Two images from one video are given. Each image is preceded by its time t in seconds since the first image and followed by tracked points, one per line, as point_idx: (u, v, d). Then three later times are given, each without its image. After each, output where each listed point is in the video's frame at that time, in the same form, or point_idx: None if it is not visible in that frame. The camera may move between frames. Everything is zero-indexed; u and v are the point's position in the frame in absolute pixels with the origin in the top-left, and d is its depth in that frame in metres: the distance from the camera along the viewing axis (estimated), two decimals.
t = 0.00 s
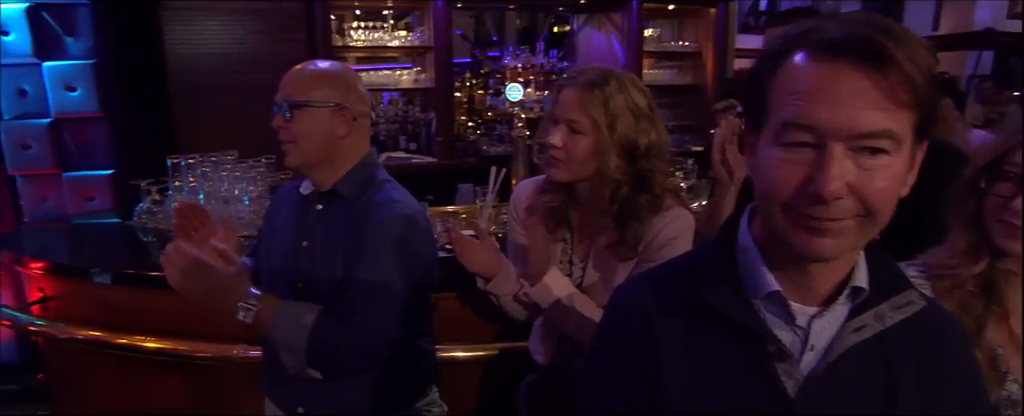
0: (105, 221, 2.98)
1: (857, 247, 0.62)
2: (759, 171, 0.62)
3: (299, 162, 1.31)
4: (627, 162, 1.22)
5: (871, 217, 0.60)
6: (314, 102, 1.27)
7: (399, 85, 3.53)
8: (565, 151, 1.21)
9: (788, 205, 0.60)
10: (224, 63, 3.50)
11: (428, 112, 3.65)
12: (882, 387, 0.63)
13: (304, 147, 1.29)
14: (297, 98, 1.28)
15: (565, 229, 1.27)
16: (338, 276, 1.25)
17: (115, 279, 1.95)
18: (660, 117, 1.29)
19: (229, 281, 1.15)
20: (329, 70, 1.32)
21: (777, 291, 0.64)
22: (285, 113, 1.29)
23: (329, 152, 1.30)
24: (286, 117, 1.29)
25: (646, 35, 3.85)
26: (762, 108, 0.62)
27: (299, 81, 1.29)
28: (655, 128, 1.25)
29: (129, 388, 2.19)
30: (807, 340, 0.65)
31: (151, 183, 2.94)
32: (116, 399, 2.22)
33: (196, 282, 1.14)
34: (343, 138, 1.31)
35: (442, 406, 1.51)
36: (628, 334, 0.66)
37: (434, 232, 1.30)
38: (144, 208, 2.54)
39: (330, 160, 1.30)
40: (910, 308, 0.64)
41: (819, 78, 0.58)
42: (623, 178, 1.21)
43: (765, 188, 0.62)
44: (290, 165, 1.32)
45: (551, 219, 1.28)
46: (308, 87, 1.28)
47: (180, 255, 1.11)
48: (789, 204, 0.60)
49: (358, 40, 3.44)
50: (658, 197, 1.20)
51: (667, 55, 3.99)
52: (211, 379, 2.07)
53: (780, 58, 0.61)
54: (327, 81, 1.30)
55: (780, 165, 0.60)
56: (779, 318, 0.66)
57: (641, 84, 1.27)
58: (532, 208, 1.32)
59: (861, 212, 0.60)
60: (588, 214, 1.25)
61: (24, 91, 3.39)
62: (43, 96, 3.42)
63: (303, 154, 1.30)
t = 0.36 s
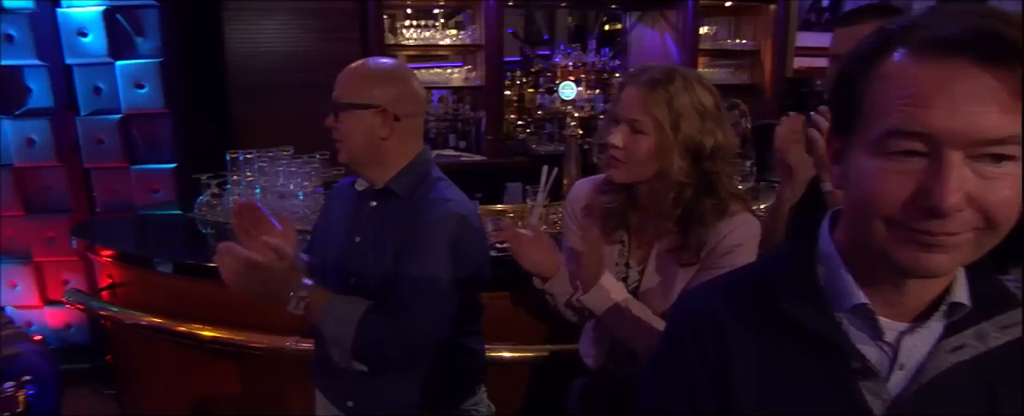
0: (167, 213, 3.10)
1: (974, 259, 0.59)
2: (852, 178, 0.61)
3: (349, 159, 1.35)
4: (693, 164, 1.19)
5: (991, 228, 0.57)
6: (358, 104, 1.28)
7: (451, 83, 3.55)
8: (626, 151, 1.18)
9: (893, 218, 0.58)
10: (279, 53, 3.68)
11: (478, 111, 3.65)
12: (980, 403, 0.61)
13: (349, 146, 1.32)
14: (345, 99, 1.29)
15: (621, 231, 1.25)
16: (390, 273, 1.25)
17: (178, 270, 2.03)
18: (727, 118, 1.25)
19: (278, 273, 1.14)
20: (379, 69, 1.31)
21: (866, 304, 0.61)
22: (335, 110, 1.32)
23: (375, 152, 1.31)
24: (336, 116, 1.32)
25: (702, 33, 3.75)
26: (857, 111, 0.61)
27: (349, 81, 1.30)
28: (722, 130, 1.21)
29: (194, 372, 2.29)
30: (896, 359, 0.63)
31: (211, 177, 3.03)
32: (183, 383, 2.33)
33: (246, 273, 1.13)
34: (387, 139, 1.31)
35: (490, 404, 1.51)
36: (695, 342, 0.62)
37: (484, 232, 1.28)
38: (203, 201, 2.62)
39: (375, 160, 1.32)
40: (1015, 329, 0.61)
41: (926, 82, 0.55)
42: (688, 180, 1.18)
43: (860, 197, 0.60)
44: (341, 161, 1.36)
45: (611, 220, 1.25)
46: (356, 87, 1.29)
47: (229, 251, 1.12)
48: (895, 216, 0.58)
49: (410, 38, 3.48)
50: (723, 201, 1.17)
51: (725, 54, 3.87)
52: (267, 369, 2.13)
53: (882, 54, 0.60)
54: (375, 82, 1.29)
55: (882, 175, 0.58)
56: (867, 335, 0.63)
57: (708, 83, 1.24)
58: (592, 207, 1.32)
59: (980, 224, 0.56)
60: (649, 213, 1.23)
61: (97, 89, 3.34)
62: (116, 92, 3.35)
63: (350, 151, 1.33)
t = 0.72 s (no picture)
0: (227, 206, 3.21)
1: None
2: (963, 186, 0.49)
3: (406, 157, 1.36)
4: (766, 169, 1.13)
5: None
6: (413, 103, 1.28)
7: (502, 82, 3.56)
8: (694, 152, 1.15)
9: (1018, 232, 0.45)
10: (335, 54, 3.77)
11: (530, 110, 3.65)
12: None
13: (405, 144, 1.33)
14: (404, 98, 1.30)
15: (684, 234, 1.24)
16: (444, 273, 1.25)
17: (237, 261, 2.10)
18: (803, 120, 1.19)
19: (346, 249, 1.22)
20: (438, 69, 1.30)
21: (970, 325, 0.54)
22: (394, 109, 1.33)
23: (431, 151, 1.32)
24: (394, 114, 1.32)
25: (763, 32, 3.63)
26: (971, 111, 0.51)
27: (408, 80, 1.30)
28: (796, 133, 1.16)
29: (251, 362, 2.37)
30: (1006, 386, 0.57)
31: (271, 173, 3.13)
32: (241, 371, 2.42)
33: (318, 252, 1.21)
34: (441, 139, 1.31)
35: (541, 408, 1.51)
36: (771, 350, 0.61)
37: (541, 238, 1.25)
38: (262, 195, 2.70)
39: (432, 158, 1.33)
40: None
41: None
42: (759, 185, 1.13)
43: (970, 208, 0.48)
44: (399, 158, 1.38)
45: (673, 222, 1.24)
46: (414, 87, 1.29)
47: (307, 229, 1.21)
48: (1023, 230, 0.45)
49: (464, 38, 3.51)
50: (795, 207, 1.13)
51: (787, 53, 3.74)
52: (318, 363, 2.18)
53: (1005, 47, 0.49)
54: (433, 82, 1.28)
55: (1006, 184, 0.46)
56: (971, 358, 0.56)
57: (783, 83, 1.18)
58: (654, 207, 1.30)
59: None
60: (714, 216, 1.20)
61: (167, 87, 3.56)
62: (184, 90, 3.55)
63: (407, 149, 1.34)
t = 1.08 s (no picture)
0: (276, 199, 3.28)
1: None
2: None
3: (455, 154, 1.37)
4: (820, 161, 1.10)
5: None
6: (465, 100, 1.28)
7: (547, 80, 3.54)
8: (746, 146, 1.11)
9: None
10: (381, 53, 3.80)
11: (574, 108, 3.63)
12: None
13: (456, 141, 1.33)
14: (454, 95, 1.29)
15: (739, 235, 1.21)
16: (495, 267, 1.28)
17: (292, 254, 2.14)
18: (859, 111, 1.15)
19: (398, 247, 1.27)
20: (488, 66, 1.30)
21: None
22: (444, 106, 1.33)
23: (481, 148, 1.32)
24: (443, 111, 1.33)
25: (818, 29, 3.51)
26: None
27: (458, 77, 1.30)
28: (853, 123, 1.11)
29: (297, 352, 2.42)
30: None
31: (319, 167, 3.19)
32: (287, 360, 2.48)
33: (372, 244, 1.26)
34: (491, 136, 1.31)
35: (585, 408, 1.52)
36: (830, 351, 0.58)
37: (590, 228, 1.28)
38: (310, 189, 2.75)
39: (482, 155, 1.33)
40: None
41: None
42: (815, 177, 1.09)
43: None
44: (449, 155, 1.38)
45: (727, 223, 1.21)
46: (465, 84, 1.28)
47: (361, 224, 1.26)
48: None
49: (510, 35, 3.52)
50: (855, 201, 1.09)
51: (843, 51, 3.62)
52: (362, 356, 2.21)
53: None
54: (484, 79, 1.28)
55: None
56: None
57: (837, 73, 1.14)
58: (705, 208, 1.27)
59: None
60: (768, 211, 1.17)
61: (221, 82, 3.69)
62: (235, 85, 3.68)
63: (456, 146, 1.34)
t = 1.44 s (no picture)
0: (320, 193, 3.34)
1: None
2: None
3: (505, 147, 1.39)
4: (889, 165, 1.08)
5: None
6: (522, 94, 1.30)
7: (592, 76, 3.50)
8: (808, 148, 1.08)
9: None
10: (426, 50, 3.81)
11: (618, 105, 3.59)
12: None
13: (507, 134, 1.36)
14: (509, 88, 1.32)
15: (797, 241, 1.20)
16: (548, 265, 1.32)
17: (338, 247, 2.18)
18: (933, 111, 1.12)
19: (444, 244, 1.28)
20: (543, 60, 1.32)
21: None
22: (497, 100, 1.37)
23: (534, 142, 1.36)
24: (497, 104, 1.36)
25: (877, 24, 3.37)
26: None
27: (512, 71, 1.32)
28: (926, 124, 1.08)
29: (341, 344, 2.47)
30: None
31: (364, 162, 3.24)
32: (332, 351, 2.53)
33: (415, 240, 1.26)
34: (547, 130, 1.34)
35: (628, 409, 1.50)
36: (906, 354, 0.55)
37: (640, 225, 1.29)
38: (355, 184, 2.79)
39: (535, 151, 1.36)
40: None
41: None
42: (881, 181, 1.07)
43: None
44: (497, 149, 1.42)
45: (784, 228, 1.21)
46: (521, 77, 1.31)
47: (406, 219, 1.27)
48: None
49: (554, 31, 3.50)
50: (929, 206, 1.06)
51: (903, 47, 3.47)
52: (402, 352, 2.23)
53: None
54: (540, 73, 1.31)
55: None
56: None
57: (908, 72, 1.11)
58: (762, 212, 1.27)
59: None
60: (828, 217, 1.15)
61: (270, 77, 3.81)
62: (284, 81, 3.78)
63: (507, 139, 1.37)
